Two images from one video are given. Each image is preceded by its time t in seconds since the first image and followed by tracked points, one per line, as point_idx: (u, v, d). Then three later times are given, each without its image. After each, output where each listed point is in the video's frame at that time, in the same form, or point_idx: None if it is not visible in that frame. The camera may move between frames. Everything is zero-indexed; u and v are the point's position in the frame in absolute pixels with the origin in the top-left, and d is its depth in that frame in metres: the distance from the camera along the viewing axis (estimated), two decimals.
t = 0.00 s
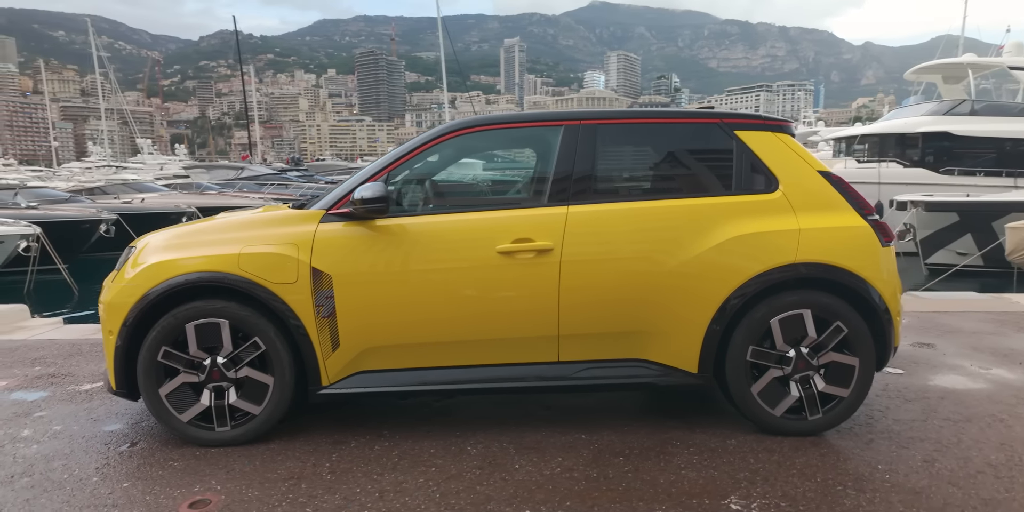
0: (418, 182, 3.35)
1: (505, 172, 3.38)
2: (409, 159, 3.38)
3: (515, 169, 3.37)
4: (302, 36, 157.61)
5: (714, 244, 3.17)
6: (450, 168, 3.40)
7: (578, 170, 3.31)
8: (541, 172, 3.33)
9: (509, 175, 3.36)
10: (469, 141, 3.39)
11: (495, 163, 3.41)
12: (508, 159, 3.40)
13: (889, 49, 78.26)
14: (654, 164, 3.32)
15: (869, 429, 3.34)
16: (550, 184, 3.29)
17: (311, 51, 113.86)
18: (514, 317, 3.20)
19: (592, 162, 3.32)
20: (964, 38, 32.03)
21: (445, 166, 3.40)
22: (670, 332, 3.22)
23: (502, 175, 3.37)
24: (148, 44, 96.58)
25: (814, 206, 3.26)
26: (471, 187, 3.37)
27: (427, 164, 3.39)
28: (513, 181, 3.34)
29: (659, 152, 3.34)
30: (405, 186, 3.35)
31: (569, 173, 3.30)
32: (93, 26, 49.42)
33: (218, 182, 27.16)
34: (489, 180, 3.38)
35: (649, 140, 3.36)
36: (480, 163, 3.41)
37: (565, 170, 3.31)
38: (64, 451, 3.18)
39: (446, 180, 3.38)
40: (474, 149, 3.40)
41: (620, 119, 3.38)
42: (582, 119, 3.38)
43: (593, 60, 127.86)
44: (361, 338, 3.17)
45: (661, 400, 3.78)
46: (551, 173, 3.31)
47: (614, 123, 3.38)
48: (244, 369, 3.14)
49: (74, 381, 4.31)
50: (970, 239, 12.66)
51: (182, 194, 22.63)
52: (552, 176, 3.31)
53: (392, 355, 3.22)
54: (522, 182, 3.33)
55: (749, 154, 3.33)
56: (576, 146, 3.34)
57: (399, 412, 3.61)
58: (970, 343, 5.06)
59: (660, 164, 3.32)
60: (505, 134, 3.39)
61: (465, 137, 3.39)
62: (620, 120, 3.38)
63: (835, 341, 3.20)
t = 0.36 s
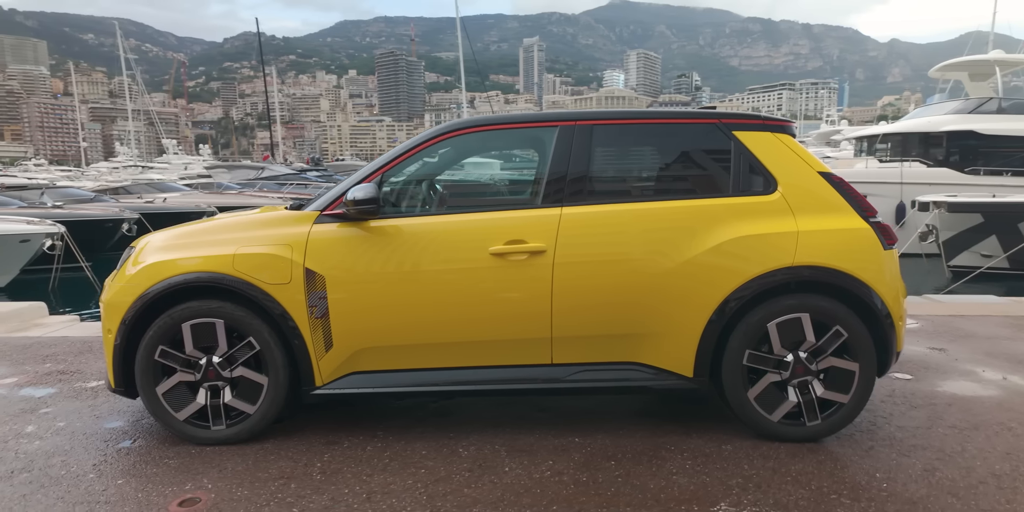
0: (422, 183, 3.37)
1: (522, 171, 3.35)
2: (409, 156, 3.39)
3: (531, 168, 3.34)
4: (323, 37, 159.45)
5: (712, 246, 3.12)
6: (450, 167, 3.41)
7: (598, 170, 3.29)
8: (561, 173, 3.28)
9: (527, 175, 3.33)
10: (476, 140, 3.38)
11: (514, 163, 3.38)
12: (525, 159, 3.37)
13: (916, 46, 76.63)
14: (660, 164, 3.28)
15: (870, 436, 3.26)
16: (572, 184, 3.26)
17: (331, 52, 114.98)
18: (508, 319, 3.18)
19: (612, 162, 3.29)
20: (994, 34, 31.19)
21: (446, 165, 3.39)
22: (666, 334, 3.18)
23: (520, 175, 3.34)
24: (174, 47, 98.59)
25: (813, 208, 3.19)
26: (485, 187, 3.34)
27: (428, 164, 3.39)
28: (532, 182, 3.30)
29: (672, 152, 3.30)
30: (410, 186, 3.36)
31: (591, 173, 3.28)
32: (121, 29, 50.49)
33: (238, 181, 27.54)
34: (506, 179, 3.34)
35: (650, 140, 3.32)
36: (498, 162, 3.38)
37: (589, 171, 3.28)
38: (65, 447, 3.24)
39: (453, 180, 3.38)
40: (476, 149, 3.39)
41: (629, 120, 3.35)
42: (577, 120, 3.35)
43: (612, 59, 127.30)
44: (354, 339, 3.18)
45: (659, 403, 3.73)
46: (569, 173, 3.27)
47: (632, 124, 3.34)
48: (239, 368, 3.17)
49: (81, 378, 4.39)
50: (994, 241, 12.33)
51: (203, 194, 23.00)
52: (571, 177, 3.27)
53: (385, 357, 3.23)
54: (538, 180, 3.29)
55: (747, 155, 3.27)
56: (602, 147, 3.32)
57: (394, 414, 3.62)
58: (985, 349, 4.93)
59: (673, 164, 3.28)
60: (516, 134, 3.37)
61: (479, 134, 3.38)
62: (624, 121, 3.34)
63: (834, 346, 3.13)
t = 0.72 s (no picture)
0: (419, 182, 3.36)
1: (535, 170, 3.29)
2: (404, 153, 3.39)
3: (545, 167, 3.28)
4: (342, 38, 161.16)
5: (703, 246, 3.09)
6: (450, 166, 3.40)
7: (615, 170, 3.26)
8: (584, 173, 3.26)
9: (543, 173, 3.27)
10: (477, 139, 3.38)
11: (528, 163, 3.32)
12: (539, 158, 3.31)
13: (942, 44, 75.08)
14: (660, 165, 3.25)
15: (865, 441, 3.20)
16: (595, 184, 3.24)
17: (350, 53, 115.90)
18: (496, 319, 3.17)
19: (634, 164, 3.26)
20: None
21: (444, 164, 3.39)
22: (656, 336, 3.15)
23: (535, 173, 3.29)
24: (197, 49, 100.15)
25: (805, 208, 3.14)
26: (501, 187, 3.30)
27: (426, 163, 3.38)
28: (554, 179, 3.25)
29: (684, 152, 3.26)
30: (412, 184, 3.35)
31: (610, 173, 3.26)
32: (146, 31, 51.38)
33: (256, 181, 27.89)
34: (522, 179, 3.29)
35: (648, 140, 3.29)
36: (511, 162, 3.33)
37: (610, 171, 3.26)
38: (62, 442, 3.30)
39: (462, 180, 3.35)
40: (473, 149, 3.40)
41: (608, 120, 3.32)
42: (568, 119, 3.33)
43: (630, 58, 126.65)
44: (343, 337, 3.19)
45: (653, 404, 3.69)
46: (592, 173, 3.26)
47: (607, 124, 3.31)
48: (230, 367, 3.20)
49: (85, 375, 4.48)
50: (1016, 242, 12.03)
51: (221, 194, 23.33)
52: (593, 176, 3.26)
53: (374, 357, 3.24)
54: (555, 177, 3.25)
55: (738, 154, 3.23)
56: (621, 146, 3.29)
57: (386, 413, 3.63)
58: (994, 353, 4.81)
59: (683, 164, 3.25)
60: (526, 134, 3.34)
61: (490, 132, 3.37)
62: (604, 122, 3.32)
63: (827, 349, 3.08)
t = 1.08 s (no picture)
0: (421, 183, 3.37)
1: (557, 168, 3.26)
2: (399, 152, 3.41)
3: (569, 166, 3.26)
4: (364, 39, 162.53)
5: (691, 248, 3.06)
6: (449, 166, 3.41)
7: (635, 170, 3.24)
8: (608, 173, 3.24)
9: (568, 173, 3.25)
10: (477, 139, 3.40)
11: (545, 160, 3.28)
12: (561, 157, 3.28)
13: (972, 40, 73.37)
14: (657, 166, 3.22)
15: (857, 447, 3.15)
16: (617, 185, 3.22)
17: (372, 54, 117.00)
18: (484, 320, 3.18)
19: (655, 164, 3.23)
20: None
21: (444, 164, 3.40)
22: (644, 337, 3.13)
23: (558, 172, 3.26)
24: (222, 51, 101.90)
25: (795, 210, 3.11)
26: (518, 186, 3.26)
27: (426, 163, 3.40)
28: (578, 181, 3.24)
29: (698, 152, 3.23)
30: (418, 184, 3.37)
31: (631, 173, 3.23)
32: (172, 34, 52.05)
33: (277, 181, 28.26)
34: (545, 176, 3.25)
35: (648, 140, 3.27)
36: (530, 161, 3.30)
37: (631, 172, 3.23)
38: (62, 437, 3.38)
39: (476, 180, 3.34)
40: (475, 150, 3.41)
41: (587, 122, 3.31)
42: (558, 121, 3.33)
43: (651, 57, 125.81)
44: (333, 337, 3.23)
45: (645, 407, 3.67)
46: (614, 173, 3.24)
47: (581, 126, 3.30)
48: (223, 365, 3.26)
49: (92, 371, 4.58)
50: None
51: (242, 195, 23.70)
52: (615, 177, 3.24)
53: (363, 356, 3.27)
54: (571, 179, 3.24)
55: (728, 155, 3.20)
56: (641, 146, 3.26)
57: (378, 414, 3.66)
58: (1003, 358, 4.69)
59: (699, 164, 3.21)
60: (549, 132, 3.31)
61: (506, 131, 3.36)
62: (585, 123, 3.31)
63: (818, 353, 3.04)
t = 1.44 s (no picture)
0: (430, 185, 3.39)
1: (585, 172, 3.26)
2: (403, 154, 3.45)
3: (598, 168, 3.26)
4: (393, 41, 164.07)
5: (687, 251, 3.04)
6: (455, 168, 3.42)
7: (662, 170, 3.21)
8: (635, 173, 3.23)
9: (594, 175, 3.25)
10: (492, 141, 3.41)
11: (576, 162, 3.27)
12: (589, 160, 3.27)
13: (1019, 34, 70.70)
14: (666, 167, 3.21)
15: (858, 455, 3.08)
16: (645, 185, 3.20)
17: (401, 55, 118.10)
18: (480, 322, 3.21)
19: (675, 166, 3.21)
20: None
21: (451, 166, 3.42)
22: (640, 342, 3.12)
23: (585, 174, 3.25)
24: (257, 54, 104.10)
25: (795, 213, 3.06)
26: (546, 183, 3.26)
27: (434, 164, 3.42)
28: (602, 183, 3.23)
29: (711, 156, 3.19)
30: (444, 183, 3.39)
31: (656, 174, 3.21)
32: (208, 39, 52.96)
33: (306, 182, 28.76)
34: (575, 177, 3.25)
35: (646, 143, 3.26)
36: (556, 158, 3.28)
37: (653, 173, 3.21)
38: (76, 431, 3.51)
39: (500, 181, 3.33)
40: (501, 150, 3.41)
41: (588, 124, 3.31)
42: (556, 125, 3.34)
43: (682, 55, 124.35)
44: (332, 338, 3.29)
45: (644, 411, 3.65)
46: (641, 174, 3.22)
47: (577, 128, 3.31)
48: (226, 364, 3.35)
49: (111, 367, 4.75)
50: None
51: (273, 195, 24.18)
52: (643, 177, 3.22)
53: (361, 357, 3.33)
54: (587, 181, 3.24)
55: (727, 157, 3.17)
56: (643, 149, 3.25)
57: (378, 414, 3.72)
58: None
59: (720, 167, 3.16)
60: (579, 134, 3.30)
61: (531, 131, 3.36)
62: (585, 125, 3.31)
63: (817, 359, 2.98)
